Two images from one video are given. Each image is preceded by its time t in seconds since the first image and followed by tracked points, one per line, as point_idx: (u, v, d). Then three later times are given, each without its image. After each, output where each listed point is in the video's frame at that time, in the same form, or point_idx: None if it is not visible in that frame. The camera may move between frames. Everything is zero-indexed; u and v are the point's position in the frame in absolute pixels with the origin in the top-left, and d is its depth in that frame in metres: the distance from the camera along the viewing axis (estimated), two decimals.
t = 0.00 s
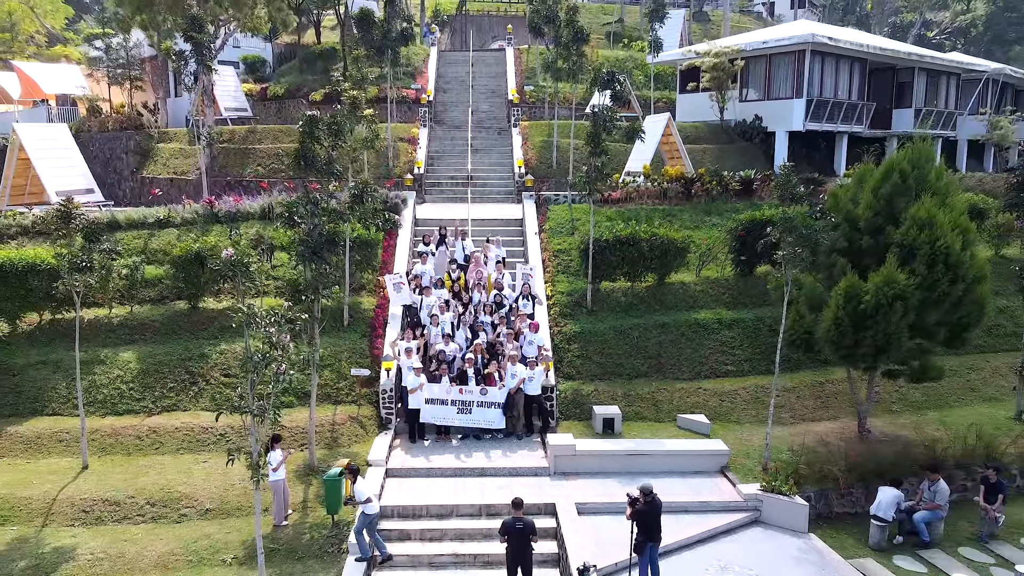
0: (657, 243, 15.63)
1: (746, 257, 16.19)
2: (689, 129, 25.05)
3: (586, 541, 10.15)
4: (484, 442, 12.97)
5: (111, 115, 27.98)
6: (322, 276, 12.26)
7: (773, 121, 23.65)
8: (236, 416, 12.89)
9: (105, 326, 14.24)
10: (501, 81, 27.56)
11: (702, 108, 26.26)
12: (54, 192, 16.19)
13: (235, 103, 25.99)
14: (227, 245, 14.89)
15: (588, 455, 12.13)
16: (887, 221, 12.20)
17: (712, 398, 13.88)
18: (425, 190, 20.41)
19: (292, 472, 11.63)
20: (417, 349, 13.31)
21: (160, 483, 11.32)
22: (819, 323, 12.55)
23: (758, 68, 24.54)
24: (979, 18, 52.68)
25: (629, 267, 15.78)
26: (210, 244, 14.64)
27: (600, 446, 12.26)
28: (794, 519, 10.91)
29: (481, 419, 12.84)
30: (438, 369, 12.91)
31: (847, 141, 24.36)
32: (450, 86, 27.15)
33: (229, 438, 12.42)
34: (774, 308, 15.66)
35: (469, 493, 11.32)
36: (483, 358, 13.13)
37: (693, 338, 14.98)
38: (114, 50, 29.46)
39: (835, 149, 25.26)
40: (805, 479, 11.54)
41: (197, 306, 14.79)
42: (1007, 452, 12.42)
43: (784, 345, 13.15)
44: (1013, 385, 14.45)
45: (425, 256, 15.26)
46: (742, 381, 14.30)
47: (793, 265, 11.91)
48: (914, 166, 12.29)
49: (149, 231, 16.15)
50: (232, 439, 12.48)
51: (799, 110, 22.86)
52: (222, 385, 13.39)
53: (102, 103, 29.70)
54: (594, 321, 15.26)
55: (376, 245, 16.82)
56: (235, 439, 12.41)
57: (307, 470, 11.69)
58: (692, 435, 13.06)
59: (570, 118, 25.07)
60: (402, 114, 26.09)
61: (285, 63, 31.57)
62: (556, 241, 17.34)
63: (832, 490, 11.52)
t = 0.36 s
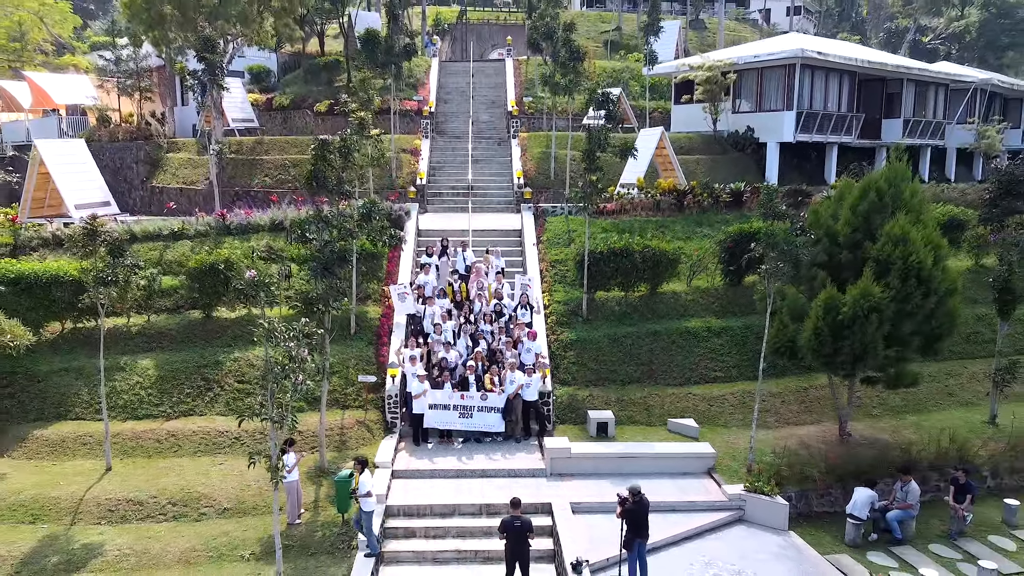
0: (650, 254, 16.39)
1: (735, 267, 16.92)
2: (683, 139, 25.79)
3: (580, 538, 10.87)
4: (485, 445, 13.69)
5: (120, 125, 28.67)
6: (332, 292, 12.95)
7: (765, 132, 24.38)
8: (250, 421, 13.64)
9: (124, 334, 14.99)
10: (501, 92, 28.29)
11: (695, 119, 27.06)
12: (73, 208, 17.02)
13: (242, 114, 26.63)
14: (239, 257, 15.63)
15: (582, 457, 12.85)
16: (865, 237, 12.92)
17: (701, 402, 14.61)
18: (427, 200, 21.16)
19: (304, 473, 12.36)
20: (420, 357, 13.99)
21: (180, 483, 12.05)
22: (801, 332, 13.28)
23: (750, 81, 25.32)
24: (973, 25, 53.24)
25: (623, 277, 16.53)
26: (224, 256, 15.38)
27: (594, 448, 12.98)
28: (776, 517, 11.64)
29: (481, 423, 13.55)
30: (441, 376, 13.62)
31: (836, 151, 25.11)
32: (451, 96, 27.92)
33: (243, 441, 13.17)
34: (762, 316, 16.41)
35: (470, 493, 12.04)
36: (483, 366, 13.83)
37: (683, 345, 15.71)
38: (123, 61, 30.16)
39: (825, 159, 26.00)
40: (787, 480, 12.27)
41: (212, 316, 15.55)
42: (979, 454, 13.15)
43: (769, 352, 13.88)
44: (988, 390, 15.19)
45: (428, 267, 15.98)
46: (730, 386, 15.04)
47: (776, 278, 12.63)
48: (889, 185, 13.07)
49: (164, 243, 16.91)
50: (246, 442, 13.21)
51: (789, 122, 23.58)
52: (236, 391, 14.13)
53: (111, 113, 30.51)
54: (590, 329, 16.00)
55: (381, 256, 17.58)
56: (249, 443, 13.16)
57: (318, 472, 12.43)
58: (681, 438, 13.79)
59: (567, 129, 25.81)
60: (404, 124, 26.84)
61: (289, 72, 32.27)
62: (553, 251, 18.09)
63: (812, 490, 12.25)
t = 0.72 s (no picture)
0: (643, 265, 17.17)
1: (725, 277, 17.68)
2: (678, 149, 26.55)
3: (574, 535, 11.60)
4: (485, 448, 14.43)
5: (130, 134, 29.43)
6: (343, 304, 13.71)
7: (757, 143, 25.12)
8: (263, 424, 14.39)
9: (142, 342, 15.76)
10: (501, 102, 29.08)
11: (689, 129, 27.84)
12: (91, 220, 17.80)
13: (248, 124, 27.35)
14: (251, 268, 16.40)
15: (577, 459, 13.58)
16: (845, 251, 13.67)
17: (692, 406, 15.36)
18: (429, 210, 21.94)
19: (315, 474, 13.11)
20: (423, 363, 14.72)
21: (199, 483, 12.80)
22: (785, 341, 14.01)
23: (743, 94, 26.10)
24: (967, 32, 53.82)
25: (617, 287, 17.30)
26: (237, 267, 16.13)
27: (589, 451, 13.71)
28: (759, 516, 12.39)
29: (482, 427, 14.27)
30: (444, 381, 14.38)
31: (826, 161, 25.86)
32: (452, 106, 28.73)
33: (257, 444, 13.93)
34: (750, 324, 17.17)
35: (472, 493, 12.77)
36: (484, 372, 14.56)
37: (675, 351, 16.47)
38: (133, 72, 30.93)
39: (816, 168, 26.76)
40: (770, 480, 13.02)
41: (225, 324, 16.32)
42: (953, 456, 13.88)
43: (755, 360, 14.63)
44: (965, 395, 15.93)
45: (431, 277, 16.72)
46: (719, 391, 15.79)
47: (761, 289, 13.36)
48: (868, 202, 13.85)
49: (179, 254, 17.69)
50: (260, 445, 13.97)
51: (780, 133, 24.31)
52: (249, 396, 14.89)
53: (120, 122, 31.29)
54: (585, 337, 16.75)
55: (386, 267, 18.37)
56: (263, 445, 13.91)
57: (328, 473, 13.18)
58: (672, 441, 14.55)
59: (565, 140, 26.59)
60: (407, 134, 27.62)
61: (294, 82, 33.01)
62: (551, 262, 18.88)
63: (794, 490, 13.01)
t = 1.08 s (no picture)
0: (636, 276, 17.96)
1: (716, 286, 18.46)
2: (672, 159, 27.33)
3: (570, 532, 12.37)
4: (486, 450, 15.21)
5: (139, 143, 30.18)
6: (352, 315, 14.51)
7: (749, 153, 25.89)
8: (275, 428, 15.19)
9: (159, 350, 16.56)
10: (500, 113, 29.88)
11: (683, 140, 28.67)
12: (108, 231, 18.58)
13: (256, 135, 28.07)
14: (262, 279, 17.20)
15: (573, 461, 14.37)
16: (826, 266, 14.47)
17: (683, 411, 16.13)
18: (432, 220, 22.73)
19: (325, 476, 13.90)
20: (427, 370, 15.49)
21: (216, 484, 13.57)
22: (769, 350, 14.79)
23: (736, 106, 26.88)
24: (960, 38, 54.42)
25: (611, 296, 18.09)
26: (249, 278, 16.92)
27: (584, 453, 14.49)
28: (744, 515, 13.15)
29: (482, 431, 15.04)
30: (447, 387, 15.14)
31: (817, 171, 26.65)
32: (453, 117, 29.57)
33: (270, 446, 14.71)
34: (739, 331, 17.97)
35: (474, 493, 13.56)
36: (484, 378, 15.33)
37: (667, 358, 17.25)
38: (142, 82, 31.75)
39: (807, 178, 27.55)
40: (755, 481, 13.80)
41: (237, 333, 17.11)
42: (929, 458, 14.66)
43: (742, 367, 15.40)
44: (943, 400, 16.72)
45: (434, 288, 17.52)
46: (709, 395, 16.57)
47: (746, 302, 14.12)
48: (848, 217, 14.66)
49: (192, 265, 18.51)
50: (273, 448, 14.75)
51: (772, 144, 25.06)
52: (262, 401, 15.70)
53: (130, 131, 32.12)
54: (582, 344, 17.53)
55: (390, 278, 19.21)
56: (275, 448, 14.71)
57: (338, 475, 13.95)
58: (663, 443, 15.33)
59: (563, 150, 27.39)
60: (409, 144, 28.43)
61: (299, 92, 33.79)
62: (549, 271, 19.69)
63: (777, 491, 13.79)
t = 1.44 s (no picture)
0: (630, 286, 18.77)
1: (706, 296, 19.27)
2: (667, 169, 28.13)
3: (565, 531, 13.17)
4: (486, 452, 16.01)
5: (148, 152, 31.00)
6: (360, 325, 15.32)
7: (741, 164, 26.69)
8: (286, 432, 16.01)
9: (175, 357, 17.38)
10: (500, 124, 30.75)
11: (677, 150, 29.50)
12: (125, 244, 19.23)
13: (263, 145, 28.90)
14: (273, 289, 18.01)
15: (569, 464, 15.17)
16: (809, 278, 15.26)
17: (674, 415, 16.93)
18: (434, 229, 23.55)
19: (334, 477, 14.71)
20: (430, 376, 16.26)
21: (231, 485, 14.36)
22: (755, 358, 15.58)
23: (728, 118, 27.69)
24: (952, 45, 55.21)
25: (606, 305, 18.91)
26: (260, 289, 17.73)
27: (579, 456, 15.29)
28: (730, 514, 13.93)
29: (483, 435, 15.81)
30: (448, 393, 15.85)
31: (808, 181, 27.45)
32: (455, 127, 30.44)
33: (281, 449, 15.52)
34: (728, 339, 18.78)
35: (475, 493, 14.37)
36: (484, 385, 16.09)
37: (659, 365, 18.05)
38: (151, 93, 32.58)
39: (798, 187, 28.36)
40: (741, 483, 14.59)
41: (249, 341, 17.93)
42: (907, 461, 15.45)
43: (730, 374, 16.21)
44: (922, 404, 17.53)
45: (436, 297, 18.34)
46: (699, 400, 17.37)
47: (732, 312, 14.91)
48: (830, 232, 15.46)
49: (205, 275, 19.34)
50: (284, 451, 15.55)
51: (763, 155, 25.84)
52: (273, 406, 16.52)
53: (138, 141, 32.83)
54: (578, 352, 18.33)
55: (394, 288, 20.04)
56: (286, 451, 15.51)
57: (347, 477, 14.75)
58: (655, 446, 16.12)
59: (561, 160, 28.22)
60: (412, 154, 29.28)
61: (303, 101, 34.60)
62: (547, 281, 20.50)
63: (761, 491, 14.61)
